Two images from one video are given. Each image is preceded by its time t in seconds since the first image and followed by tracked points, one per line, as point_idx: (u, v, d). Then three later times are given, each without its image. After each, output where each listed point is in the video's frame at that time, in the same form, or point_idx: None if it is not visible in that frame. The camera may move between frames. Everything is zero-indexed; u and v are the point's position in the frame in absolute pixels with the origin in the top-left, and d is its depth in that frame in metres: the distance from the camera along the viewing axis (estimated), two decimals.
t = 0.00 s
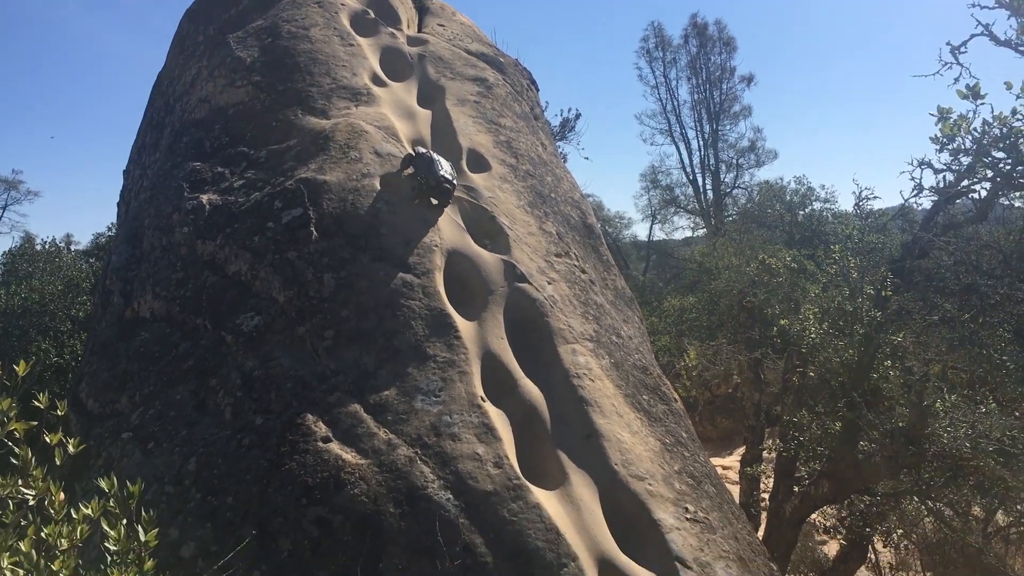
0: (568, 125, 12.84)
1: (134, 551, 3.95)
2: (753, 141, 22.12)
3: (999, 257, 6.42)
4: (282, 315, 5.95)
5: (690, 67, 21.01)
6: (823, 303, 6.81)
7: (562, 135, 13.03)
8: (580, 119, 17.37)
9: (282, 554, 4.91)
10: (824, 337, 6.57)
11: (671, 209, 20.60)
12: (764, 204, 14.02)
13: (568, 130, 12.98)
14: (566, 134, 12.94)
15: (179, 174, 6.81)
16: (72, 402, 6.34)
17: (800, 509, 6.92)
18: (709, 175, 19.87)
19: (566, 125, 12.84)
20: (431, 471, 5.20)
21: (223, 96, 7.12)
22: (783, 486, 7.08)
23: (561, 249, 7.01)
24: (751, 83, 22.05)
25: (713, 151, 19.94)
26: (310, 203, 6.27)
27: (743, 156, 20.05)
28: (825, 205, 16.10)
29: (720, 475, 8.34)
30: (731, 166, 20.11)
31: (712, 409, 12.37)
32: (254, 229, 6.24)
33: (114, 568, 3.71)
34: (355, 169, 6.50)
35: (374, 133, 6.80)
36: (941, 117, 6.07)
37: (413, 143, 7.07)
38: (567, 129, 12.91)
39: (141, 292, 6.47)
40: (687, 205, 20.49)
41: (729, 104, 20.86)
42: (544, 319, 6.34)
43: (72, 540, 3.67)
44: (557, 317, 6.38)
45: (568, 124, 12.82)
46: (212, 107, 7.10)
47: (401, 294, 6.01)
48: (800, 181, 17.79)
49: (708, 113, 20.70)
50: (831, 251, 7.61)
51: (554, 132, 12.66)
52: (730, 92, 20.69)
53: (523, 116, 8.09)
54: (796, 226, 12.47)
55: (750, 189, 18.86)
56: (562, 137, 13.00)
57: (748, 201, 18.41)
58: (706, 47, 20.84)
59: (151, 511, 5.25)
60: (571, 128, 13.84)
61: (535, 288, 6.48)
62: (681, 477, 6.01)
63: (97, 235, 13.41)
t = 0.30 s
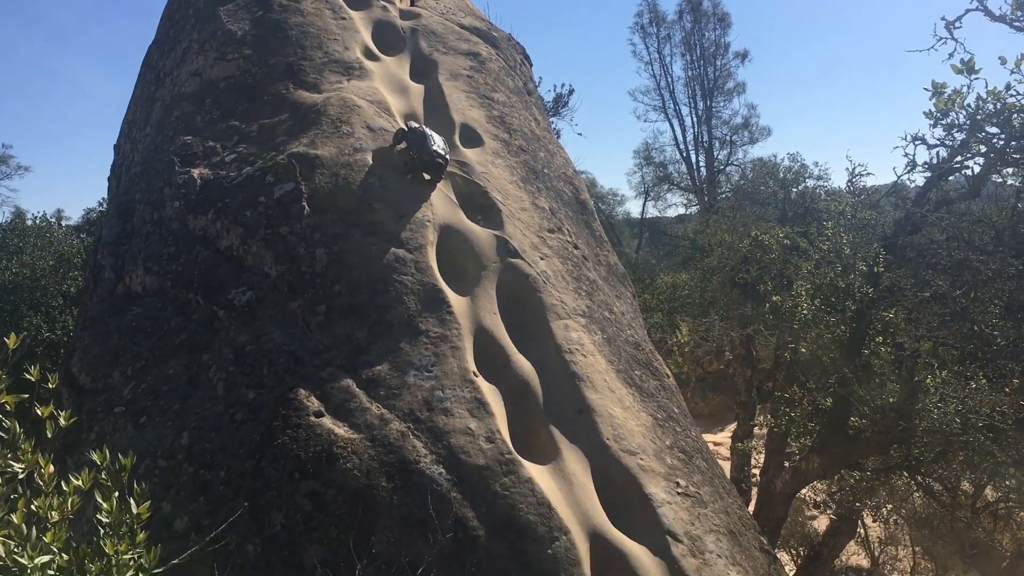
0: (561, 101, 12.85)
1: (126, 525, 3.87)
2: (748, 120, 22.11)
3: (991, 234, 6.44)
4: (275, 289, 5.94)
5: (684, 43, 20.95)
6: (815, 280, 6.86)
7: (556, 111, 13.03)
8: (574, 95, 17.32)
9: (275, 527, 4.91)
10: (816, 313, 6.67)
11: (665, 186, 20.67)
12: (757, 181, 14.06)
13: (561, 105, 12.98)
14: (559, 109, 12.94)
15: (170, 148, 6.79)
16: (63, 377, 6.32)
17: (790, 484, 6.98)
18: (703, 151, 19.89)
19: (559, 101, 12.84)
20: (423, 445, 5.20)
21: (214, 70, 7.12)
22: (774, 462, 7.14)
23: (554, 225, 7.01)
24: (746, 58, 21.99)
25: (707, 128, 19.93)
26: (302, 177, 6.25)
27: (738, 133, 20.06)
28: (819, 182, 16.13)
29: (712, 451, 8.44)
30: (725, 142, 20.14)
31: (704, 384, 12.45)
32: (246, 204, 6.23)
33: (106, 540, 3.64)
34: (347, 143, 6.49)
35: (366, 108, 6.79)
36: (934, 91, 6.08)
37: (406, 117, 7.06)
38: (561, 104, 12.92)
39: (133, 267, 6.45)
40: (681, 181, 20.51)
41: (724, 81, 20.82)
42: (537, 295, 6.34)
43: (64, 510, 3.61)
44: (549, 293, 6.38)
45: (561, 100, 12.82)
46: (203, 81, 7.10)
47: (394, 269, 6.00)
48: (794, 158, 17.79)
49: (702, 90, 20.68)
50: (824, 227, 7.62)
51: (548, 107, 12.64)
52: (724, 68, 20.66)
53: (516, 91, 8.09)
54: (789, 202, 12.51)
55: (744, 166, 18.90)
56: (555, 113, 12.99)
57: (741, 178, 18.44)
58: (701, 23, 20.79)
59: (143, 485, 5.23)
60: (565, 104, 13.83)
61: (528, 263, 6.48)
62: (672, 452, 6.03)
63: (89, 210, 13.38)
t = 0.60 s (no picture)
0: (557, 83, 12.83)
1: (123, 504, 3.84)
2: (746, 103, 22.10)
3: (987, 217, 6.44)
4: (271, 270, 5.92)
5: (682, 25, 20.87)
6: (812, 264, 6.92)
7: (553, 94, 13.01)
8: (571, 77, 17.25)
9: (270, 508, 4.91)
10: (812, 296, 6.73)
11: (662, 169, 20.66)
12: (753, 164, 14.06)
13: (558, 87, 12.96)
14: (556, 91, 12.92)
15: (166, 127, 6.78)
16: (58, 356, 6.30)
17: (784, 467, 7.10)
18: (700, 134, 19.87)
19: (556, 82, 12.82)
20: (419, 426, 5.20)
21: (210, 49, 7.11)
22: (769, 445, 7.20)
23: (551, 207, 7.01)
24: (744, 43, 21.94)
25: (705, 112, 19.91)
26: (298, 157, 6.22)
27: (735, 116, 20.06)
28: (816, 166, 16.14)
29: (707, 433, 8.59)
30: (722, 125, 20.13)
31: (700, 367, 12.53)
32: (242, 183, 6.21)
33: (102, 519, 3.61)
34: (344, 124, 6.47)
35: (363, 88, 6.78)
36: (933, 73, 6.05)
37: (403, 97, 7.10)
38: (558, 86, 12.90)
39: (128, 247, 6.44)
40: (678, 164, 20.51)
41: (721, 64, 20.77)
42: (533, 278, 6.34)
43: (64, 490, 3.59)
44: (546, 275, 6.38)
45: (557, 82, 12.80)
46: (199, 60, 7.10)
47: (390, 251, 5.98)
48: (791, 141, 17.82)
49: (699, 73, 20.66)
50: (820, 210, 7.64)
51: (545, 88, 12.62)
52: (723, 51, 20.61)
53: (513, 73, 8.08)
54: (785, 185, 12.53)
55: (741, 149, 18.91)
56: (552, 95, 12.98)
57: (738, 161, 18.46)
58: (700, 5, 20.71)
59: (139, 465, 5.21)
60: (561, 86, 13.80)
61: (525, 246, 6.47)
62: (668, 434, 6.04)
63: (84, 191, 13.36)
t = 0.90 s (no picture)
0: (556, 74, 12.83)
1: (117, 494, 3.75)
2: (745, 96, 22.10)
3: (986, 210, 6.44)
4: (269, 259, 5.91)
5: (682, 18, 20.83)
6: (809, 256, 6.89)
7: (552, 85, 13.00)
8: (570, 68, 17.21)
9: (267, 497, 4.91)
10: (810, 289, 6.66)
11: (661, 161, 20.65)
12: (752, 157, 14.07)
13: (558, 79, 12.96)
14: (556, 83, 12.92)
15: (163, 116, 6.77)
16: (55, 345, 6.29)
17: (780, 459, 7.10)
18: (699, 127, 19.86)
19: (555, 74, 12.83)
20: (416, 417, 5.20)
21: (208, 38, 7.11)
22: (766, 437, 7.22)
23: (549, 198, 7.01)
24: (744, 36, 21.93)
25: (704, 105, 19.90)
26: (296, 147, 6.22)
27: (735, 109, 20.06)
28: (815, 158, 16.14)
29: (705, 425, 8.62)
30: (722, 117, 20.12)
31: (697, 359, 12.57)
32: (240, 172, 6.20)
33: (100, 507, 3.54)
34: (342, 114, 6.46)
35: (362, 77, 6.77)
36: (933, 65, 6.04)
37: (402, 86, 7.10)
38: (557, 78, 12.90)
39: (126, 236, 6.43)
40: (677, 158, 20.53)
41: (721, 57, 20.76)
42: (532, 269, 6.33)
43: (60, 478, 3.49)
44: (544, 266, 6.38)
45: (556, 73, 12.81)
46: (198, 49, 7.09)
47: (388, 241, 5.98)
48: (790, 134, 17.82)
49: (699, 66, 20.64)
50: (819, 203, 7.66)
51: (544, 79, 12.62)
52: (722, 43, 20.59)
53: (512, 63, 8.09)
54: (784, 178, 12.55)
55: (740, 142, 18.90)
56: (551, 86, 12.97)
57: (737, 154, 18.47)
58: None
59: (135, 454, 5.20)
60: (560, 77, 13.80)
61: (523, 237, 6.47)
62: (665, 426, 6.04)
63: (82, 180, 13.35)
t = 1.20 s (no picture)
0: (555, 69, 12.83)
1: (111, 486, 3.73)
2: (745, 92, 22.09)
3: (984, 208, 6.44)
4: (267, 252, 5.91)
5: (681, 14, 20.78)
6: (807, 253, 6.98)
7: (551, 80, 12.98)
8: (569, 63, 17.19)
9: (263, 490, 4.90)
10: (808, 286, 6.78)
11: (660, 157, 20.64)
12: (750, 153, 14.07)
13: (557, 74, 12.94)
14: (555, 78, 12.90)
15: (161, 108, 6.77)
16: (53, 337, 6.28)
17: (777, 456, 7.12)
18: (699, 123, 19.85)
19: (554, 69, 12.82)
20: (413, 411, 5.20)
21: (206, 31, 7.11)
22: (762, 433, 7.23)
23: (548, 193, 7.01)
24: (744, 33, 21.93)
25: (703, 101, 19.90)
26: (294, 140, 6.22)
27: (734, 106, 20.06)
28: (814, 155, 16.14)
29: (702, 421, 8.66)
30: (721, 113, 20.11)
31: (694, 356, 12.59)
32: (238, 165, 6.19)
33: (95, 500, 3.50)
34: (341, 107, 6.46)
35: (360, 71, 6.78)
36: (933, 62, 6.02)
37: (400, 80, 7.12)
38: (556, 73, 12.88)
39: (123, 228, 6.43)
40: (676, 154, 20.54)
41: (720, 54, 20.74)
42: (529, 264, 6.33)
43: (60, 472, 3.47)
44: (542, 261, 6.38)
45: (555, 68, 12.80)
46: (196, 42, 7.09)
47: (386, 235, 5.97)
48: (790, 131, 17.82)
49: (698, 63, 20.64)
50: (817, 199, 7.66)
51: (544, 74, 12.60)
52: (722, 40, 20.57)
53: (511, 58, 8.10)
54: (782, 175, 12.55)
55: (739, 138, 18.91)
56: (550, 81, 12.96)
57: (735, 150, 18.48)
58: None
59: (132, 446, 5.20)
60: (559, 72, 13.79)
61: (521, 231, 6.47)
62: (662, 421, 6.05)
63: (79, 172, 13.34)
